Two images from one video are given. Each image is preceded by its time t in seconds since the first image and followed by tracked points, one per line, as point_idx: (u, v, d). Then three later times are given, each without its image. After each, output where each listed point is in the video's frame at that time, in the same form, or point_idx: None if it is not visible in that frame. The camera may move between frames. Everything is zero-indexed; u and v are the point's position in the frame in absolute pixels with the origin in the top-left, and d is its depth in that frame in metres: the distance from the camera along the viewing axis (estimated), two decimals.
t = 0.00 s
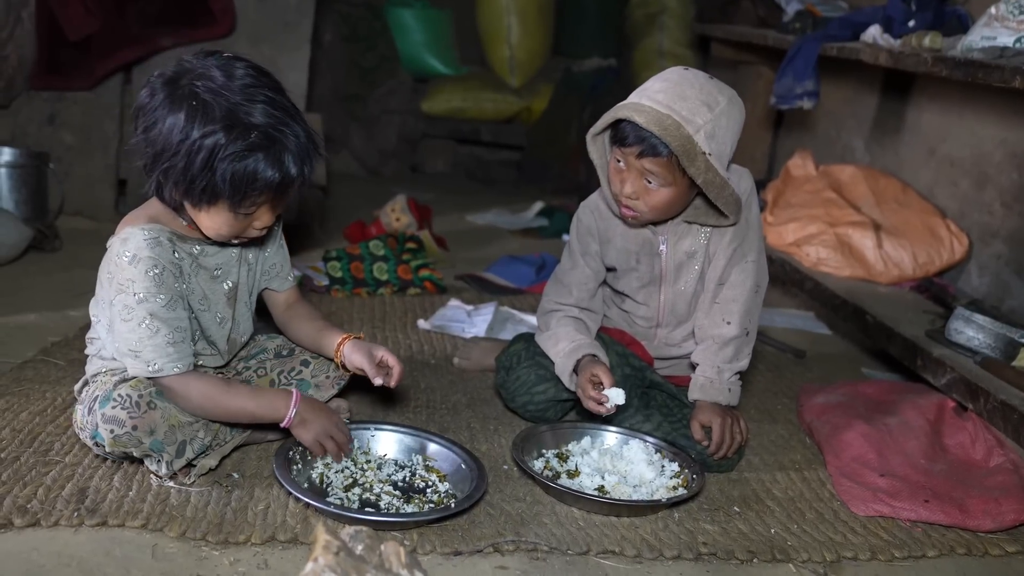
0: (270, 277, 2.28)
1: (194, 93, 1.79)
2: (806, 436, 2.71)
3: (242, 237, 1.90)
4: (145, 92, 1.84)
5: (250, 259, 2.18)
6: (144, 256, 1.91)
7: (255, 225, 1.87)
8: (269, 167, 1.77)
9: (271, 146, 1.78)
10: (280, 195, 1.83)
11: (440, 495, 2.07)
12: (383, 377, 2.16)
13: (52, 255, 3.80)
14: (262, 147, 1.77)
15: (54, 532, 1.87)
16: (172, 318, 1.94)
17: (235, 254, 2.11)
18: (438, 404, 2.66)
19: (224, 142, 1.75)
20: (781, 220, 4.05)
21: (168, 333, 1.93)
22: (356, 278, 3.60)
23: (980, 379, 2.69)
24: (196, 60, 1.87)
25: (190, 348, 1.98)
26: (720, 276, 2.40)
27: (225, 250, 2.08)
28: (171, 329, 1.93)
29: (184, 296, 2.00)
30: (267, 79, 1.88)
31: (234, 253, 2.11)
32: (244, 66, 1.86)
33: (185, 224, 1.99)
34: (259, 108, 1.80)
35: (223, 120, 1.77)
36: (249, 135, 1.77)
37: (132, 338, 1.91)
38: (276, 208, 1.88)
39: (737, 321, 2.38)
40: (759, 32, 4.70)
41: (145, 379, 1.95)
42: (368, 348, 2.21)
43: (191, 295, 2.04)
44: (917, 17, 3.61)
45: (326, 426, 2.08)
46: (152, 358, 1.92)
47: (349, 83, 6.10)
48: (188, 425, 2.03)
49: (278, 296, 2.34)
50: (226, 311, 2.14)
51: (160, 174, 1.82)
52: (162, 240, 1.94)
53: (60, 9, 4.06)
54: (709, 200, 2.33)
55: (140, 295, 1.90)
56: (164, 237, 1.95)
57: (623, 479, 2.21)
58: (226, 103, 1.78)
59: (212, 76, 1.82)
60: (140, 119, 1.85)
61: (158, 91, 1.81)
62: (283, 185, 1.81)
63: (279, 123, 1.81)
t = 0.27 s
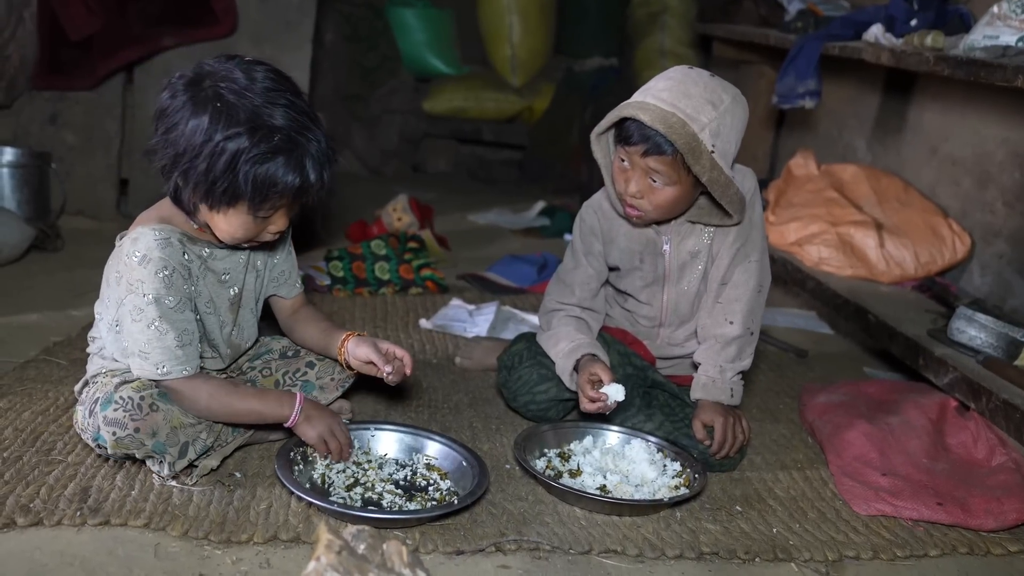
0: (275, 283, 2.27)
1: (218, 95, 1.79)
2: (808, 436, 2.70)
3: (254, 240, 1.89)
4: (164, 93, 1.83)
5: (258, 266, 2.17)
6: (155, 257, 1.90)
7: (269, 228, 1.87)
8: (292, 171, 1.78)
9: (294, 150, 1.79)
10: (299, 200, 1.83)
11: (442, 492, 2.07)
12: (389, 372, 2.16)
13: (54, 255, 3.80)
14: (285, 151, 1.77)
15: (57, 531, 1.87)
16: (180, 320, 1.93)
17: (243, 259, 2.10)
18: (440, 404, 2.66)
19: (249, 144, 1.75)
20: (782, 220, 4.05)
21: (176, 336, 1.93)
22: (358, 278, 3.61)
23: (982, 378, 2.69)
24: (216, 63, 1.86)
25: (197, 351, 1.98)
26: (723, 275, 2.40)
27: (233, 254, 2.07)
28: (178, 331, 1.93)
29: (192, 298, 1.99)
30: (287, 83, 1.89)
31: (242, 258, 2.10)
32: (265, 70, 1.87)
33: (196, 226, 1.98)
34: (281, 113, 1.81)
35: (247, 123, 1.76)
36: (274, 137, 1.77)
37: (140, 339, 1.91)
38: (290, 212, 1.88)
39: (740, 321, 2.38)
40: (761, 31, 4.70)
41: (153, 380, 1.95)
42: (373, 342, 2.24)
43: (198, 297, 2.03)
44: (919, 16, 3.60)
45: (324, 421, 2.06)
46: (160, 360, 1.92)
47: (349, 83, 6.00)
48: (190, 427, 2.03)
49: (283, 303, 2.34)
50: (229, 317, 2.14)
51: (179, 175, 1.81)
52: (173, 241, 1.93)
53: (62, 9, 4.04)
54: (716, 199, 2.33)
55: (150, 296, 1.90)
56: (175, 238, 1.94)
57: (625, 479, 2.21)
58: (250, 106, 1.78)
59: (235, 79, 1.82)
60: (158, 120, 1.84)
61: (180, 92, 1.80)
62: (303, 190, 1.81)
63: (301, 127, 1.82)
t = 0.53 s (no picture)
0: (275, 285, 2.27)
1: (247, 94, 1.80)
2: (808, 435, 2.71)
3: (263, 246, 1.88)
4: (190, 90, 1.83)
5: (255, 271, 2.17)
6: (153, 259, 1.90)
7: (280, 235, 1.86)
8: (314, 173, 1.79)
9: (318, 154, 1.80)
10: (316, 206, 1.83)
11: (442, 488, 2.08)
12: (399, 360, 2.19)
13: (54, 253, 3.80)
14: (311, 153, 1.79)
15: (57, 529, 1.87)
16: (178, 322, 1.93)
17: (239, 264, 2.10)
18: (440, 402, 2.66)
19: (276, 143, 1.76)
20: (782, 218, 4.05)
21: (173, 338, 1.92)
22: (358, 276, 3.61)
23: (982, 377, 2.69)
24: (243, 66, 1.89)
25: (196, 353, 1.98)
26: (724, 274, 2.41)
27: (230, 259, 2.06)
28: (176, 333, 1.93)
29: (191, 301, 1.99)
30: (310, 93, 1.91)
31: (238, 263, 2.09)
32: (290, 78, 1.89)
33: (196, 228, 1.98)
34: (308, 118, 1.83)
35: (276, 124, 1.78)
36: (300, 139, 1.79)
37: (138, 341, 1.91)
38: (301, 220, 1.88)
39: (741, 319, 2.38)
40: (761, 30, 4.70)
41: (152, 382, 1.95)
42: (383, 331, 2.25)
43: (197, 300, 2.03)
44: (919, 15, 3.61)
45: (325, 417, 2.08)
46: (158, 362, 1.92)
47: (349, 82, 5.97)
48: (189, 428, 2.03)
49: (285, 305, 2.34)
50: (223, 321, 2.13)
51: (200, 169, 1.79)
52: (171, 243, 1.93)
53: (63, 7, 4.02)
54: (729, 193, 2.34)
55: (148, 299, 1.90)
56: (173, 240, 1.94)
57: (625, 477, 2.21)
58: (279, 107, 1.80)
59: (264, 81, 1.84)
60: (181, 116, 1.83)
61: (208, 88, 1.81)
62: (322, 195, 1.82)
63: (325, 134, 1.84)
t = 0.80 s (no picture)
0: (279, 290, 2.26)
1: (282, 91, 1.82)
2: (809, 433, 2.71)
3: (275, 249, 1.87)
4: (224, 84, 1.85)
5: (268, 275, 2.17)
6: (165, 258, 1.89)
7: (293, 237, 1.85)
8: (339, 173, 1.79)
9: (345, 155, 1.81)
10: (336, 208, 1.83)
11: (443, 488, 2.08)
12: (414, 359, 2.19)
13: (55, 252, 3.80)
14: (338, 153, 1.80)
15: (59, 529, 1.87)
16: (183, 323, 1.92)
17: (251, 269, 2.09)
18: (441, 401, 2.66)
19: (306, 139, 1.77)
20: (783, 217, 4.05)
21: (176, 338, 1.91)
22: (359, 275, 3.61)
23: (983, 375, 2.69)
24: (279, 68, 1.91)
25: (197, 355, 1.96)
26: (727, 272, 2.40)
27: (243, 263, 2.06)
28: (179, 334, 1.91)
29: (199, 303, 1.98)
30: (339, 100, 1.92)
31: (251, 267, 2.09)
32: (321, 83, 1.90)
33: (210, 231, 1.98)
34: (336, 121, 1.83)
35: (305, 124, 1.78)
36: (329, 137, 1.80)
37: (140, 339, 1.90)
38: (317, 225, 1.88)
39: (743, 318, 2.38)
40: (761, 28, 4.70)
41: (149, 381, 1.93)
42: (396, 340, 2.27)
43: (206, 302, 2.02)
44: (920, 13, 3.61)
45: (331, 397, 1.97)
46: (159, 362, 1.90)
47: (351, 81, 5.96)
48: (191, 428, 2.03)
49: (285, 310, 2.33)
50: (234, 324, 2.14)
51: (226, 160, 1.79)
52: (185, 244, 1.92)
53: (64, 6, 4.01)
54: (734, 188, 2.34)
55: (155, 297, 1.89)
56: (188, 241, 1.93)
57: (626, 476, 2.21)
58: (312, 105, 1.82)
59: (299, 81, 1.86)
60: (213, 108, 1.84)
61: (243, 85, 1.82)
62: (344, 196, 1.82)
63: (352, 140, 1.85)
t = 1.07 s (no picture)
0: (290, 301, 2.23)
1: (333, 113, 1.88)
2: (809, 432, 2.71)
3: (303, 263, 1.86)
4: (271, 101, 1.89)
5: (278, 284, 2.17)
6: (166, 265, 1.91)
7: (323, 254, 1.86)
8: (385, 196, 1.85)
9: (389, 180, 1.88)
10: (373, 229, 1.87)
11: (443, 487, 2.08)
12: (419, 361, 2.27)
13: (56, 251, 3.80)
14: (385, 176, 1.86)
15: (60, 527, 1.87)
16: (179, 330, 1.94)
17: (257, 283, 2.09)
18: (441, 400, 2.66)
19: (357, 158, 1.83)
20: (784, 216, 4.04)
21: (171, 344, 1.93)
22: (359, 274, 3.61)
23: (983, 374, 2.68)
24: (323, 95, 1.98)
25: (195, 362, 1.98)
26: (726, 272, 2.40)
27: (249, 277, 2.06)
28: (174, 341, 1.93)
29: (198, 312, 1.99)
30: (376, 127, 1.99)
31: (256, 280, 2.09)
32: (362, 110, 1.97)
33: (220, 245, 1.99)
34: (378, 146, 1.89)
35: (351, 144, 1.84)
36: (377, 161, 1.86)
37: (135, 343, 1.91)
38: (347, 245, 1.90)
39: (743, 318, 2.37)
40: (762, 27, 4.70)
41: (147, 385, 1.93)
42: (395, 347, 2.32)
43: (206, 312, 2.03)
44: (920, 13, 3.61)
45: (298, 324, 1.88)
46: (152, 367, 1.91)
47: (352, 78, 6.13)
48: (194, 432, 2.03)
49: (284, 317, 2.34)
50: (235, 335, 2.13)
51: (275, 170, 1.82)
52: (187, 253, 1.94)
53: (64, 5, 4.02)
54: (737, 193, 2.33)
55: (152, 303, 1.90)
56: (191, 251, 1.94)
57: (626, 475, 2.22)
58: (362, 130, 1.89)
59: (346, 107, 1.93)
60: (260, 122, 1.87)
61: (289, 104, 1.87)
62: (384, 218, 1.87)
63: (392, 165, 1.90)
